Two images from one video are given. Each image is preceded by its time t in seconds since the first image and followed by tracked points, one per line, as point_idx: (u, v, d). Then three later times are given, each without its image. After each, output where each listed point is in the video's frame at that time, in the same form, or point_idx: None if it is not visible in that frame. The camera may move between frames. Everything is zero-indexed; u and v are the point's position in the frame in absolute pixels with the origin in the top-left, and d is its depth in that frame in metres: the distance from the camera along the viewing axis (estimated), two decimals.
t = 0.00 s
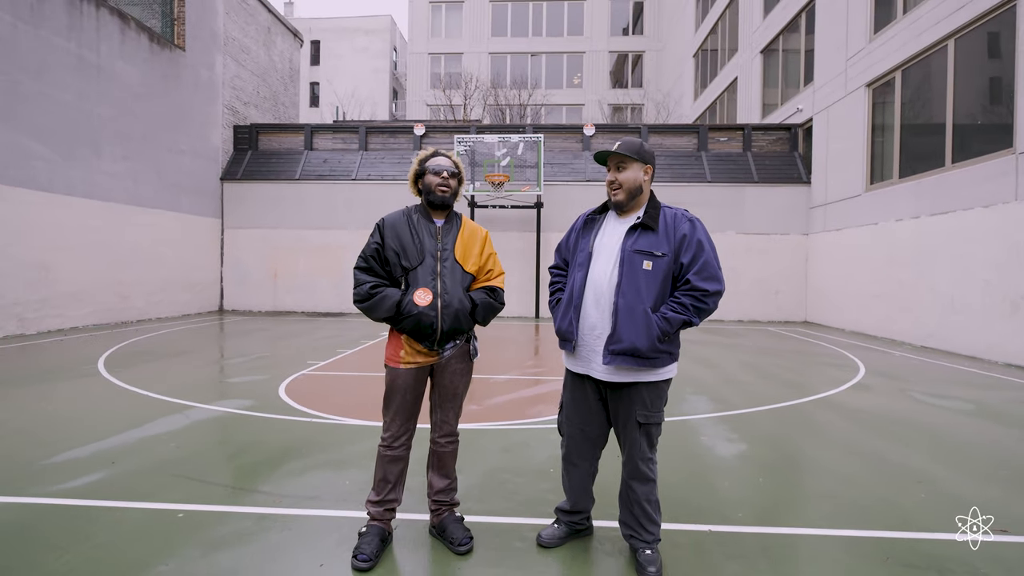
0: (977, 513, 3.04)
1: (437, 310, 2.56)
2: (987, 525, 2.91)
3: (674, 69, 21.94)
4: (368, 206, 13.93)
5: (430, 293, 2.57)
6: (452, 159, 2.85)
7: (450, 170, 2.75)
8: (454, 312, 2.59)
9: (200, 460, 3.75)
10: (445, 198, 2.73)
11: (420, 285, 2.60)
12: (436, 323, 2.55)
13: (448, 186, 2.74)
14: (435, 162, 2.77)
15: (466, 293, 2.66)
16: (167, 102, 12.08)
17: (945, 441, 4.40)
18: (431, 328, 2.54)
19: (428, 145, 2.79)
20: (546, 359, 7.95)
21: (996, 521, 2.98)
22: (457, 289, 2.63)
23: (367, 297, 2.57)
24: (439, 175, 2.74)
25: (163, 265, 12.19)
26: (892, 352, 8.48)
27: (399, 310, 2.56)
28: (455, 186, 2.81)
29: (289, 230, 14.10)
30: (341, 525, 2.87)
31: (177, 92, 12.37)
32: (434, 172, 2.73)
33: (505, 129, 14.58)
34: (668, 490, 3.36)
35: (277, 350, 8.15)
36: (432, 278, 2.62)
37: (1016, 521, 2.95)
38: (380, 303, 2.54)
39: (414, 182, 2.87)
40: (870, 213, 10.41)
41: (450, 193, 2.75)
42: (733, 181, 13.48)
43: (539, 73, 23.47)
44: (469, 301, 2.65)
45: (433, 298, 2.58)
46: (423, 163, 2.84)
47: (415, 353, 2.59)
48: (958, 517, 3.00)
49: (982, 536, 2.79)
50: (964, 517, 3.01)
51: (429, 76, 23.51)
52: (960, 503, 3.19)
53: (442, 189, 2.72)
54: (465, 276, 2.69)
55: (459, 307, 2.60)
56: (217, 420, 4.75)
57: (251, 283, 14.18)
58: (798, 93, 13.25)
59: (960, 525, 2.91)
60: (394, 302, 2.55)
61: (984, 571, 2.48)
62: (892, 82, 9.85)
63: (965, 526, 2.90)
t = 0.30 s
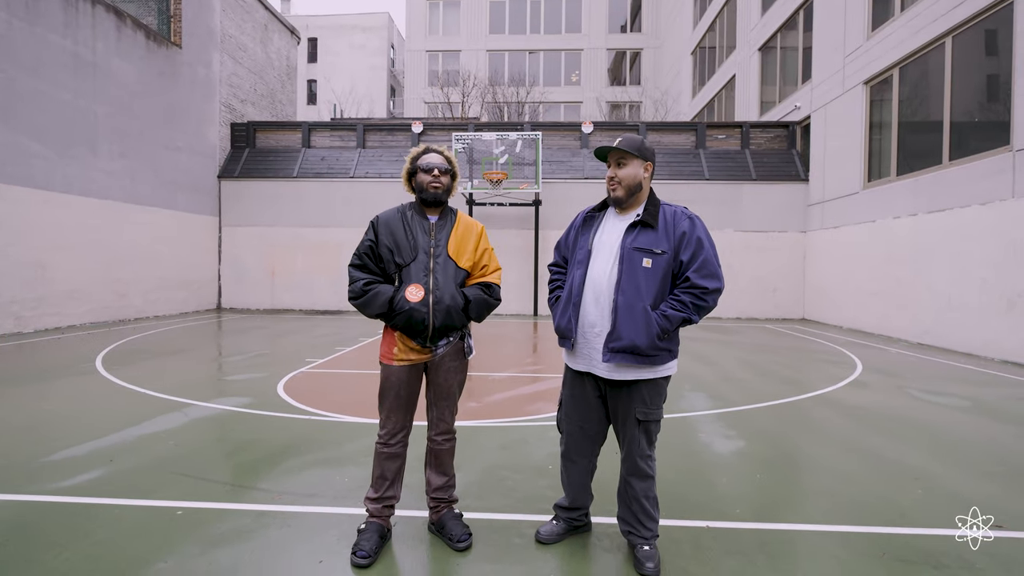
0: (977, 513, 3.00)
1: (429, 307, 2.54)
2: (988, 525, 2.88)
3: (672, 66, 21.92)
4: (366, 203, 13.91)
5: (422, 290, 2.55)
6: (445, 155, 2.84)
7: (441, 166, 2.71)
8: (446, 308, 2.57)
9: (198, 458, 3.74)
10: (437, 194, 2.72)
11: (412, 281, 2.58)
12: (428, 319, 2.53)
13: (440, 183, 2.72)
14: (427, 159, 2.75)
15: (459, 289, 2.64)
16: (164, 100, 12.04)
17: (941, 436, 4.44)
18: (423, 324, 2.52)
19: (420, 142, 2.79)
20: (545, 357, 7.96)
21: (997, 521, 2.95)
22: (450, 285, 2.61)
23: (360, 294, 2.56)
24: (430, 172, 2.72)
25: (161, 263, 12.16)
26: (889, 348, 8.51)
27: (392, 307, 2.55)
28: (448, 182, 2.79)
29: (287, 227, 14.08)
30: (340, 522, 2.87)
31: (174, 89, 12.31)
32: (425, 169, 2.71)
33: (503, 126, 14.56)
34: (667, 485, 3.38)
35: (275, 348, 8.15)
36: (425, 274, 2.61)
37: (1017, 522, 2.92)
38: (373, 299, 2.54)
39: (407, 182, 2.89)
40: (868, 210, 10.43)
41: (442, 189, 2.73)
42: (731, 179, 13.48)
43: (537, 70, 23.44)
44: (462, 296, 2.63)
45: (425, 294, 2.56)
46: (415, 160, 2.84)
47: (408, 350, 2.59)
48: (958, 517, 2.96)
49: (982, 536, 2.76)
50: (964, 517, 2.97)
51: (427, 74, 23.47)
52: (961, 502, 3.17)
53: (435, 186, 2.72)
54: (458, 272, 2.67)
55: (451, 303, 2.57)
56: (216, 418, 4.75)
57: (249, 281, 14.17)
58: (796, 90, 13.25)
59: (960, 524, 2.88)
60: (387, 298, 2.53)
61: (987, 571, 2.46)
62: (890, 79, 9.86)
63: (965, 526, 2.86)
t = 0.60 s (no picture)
0: (977, 513, 2.94)
1: (415, 295, 2.52)
2: (988, 525, 2.81)
3: (670, 61, 21.85)
4: (363, 199, 13.87)
5: (407, 279, 2.54)
6: (438, 148, 2.81)
7: (432, 159, 2.69)
8: (432, 296, 2.54)
9: (197, 455, 3.74)
10: (429, 188, 2.70)
11: (399, 272, 2.57)
12: (414, 308, 2.51)
13: (432, 177, 2.70)
14: (418, 152, 2.73)
15: (448, 278, 2.61)
16: (160, 95, 11.97)
17: (938, 430, 4.45)
18: (410, 314, 2.51)
19: (412, 136, 2.77)
20: (543, 352, 7.97)
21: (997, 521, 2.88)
22: (438, 274, 2.58)
23: (351, 287, 2.58)
24: (422, 166, 2.69)
25: (158, 260, 12.12)
26: (886, 342, 8.54)
27: (381, 298, 2.55)
28: (440, 175, 2.76)
29: (285, 223, 14.04)
30: (340, 517, 2.88)
31: (170, 84, 12.24)
32: (416, 163, 2.70)
33: (501, 121, 14.51)
34: (664, 479, 3.40)
35: (274, 344, 8.14)
36: (413, 265, 2.59)
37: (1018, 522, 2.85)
38: (362, 291, 2.55)
39: (401, 177, 2.89)
40: (866, 205, 10.44)
41: (435, 183, 2.71)
42: (730, 174, 13.47)
43: (535, 65, 23.36)
44: (452, 286, 2.60)
45: (411, 284, 2.54)
46: (408, 154, 2.82)
47: (402, 344, 2.58)
48: (958, 517, 2.89)
49: (982, 535, 2.70)
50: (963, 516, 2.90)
51: (425, 69, 23.38)
52: (960, 501, 3.10)
53: (427, 180, 2.69)
54: (449, 262, 2.64)
55: (438, 291, 2.55)
56: (215, 414, 4.75)
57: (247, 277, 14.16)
58: (795, 84, 13.23)
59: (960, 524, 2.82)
60: (375, 289, 2.54)
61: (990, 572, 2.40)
62: (888, 73, 9.84)
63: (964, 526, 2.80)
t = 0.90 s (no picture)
0: (977, 513, 2.94)
1: (412, 303, 2.52)
2: (988, 525, 2.81)
3: (664, 63, 21.94)
4: (359, 202, 13.86)
5: (404, 287, 2.54)
6: (433, 153, 2.81)
7: (427, 164, 2.71)
8: (429, 304, 2.55)
9: (193, 460, 3.73)
10: (423, 193, 2.72)
11: (395, 278, 2.57)
12: (410, 315, 2.51)
13: (426, 181, 2.71)
14: (413, 156, 2.73)
15: (444, 286, 2.62)
16: (155, 99, 11.93)
17: (932, 428, 4.48)
18: (407, 321, 2.51)
19: (406, 140, 2.77)
20: (539, 354, 7.98)
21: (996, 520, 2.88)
22: (433, 282, 2.58)
23: (344, 293, 2.57)
24: (417, 170, 2.70)
25: (152, 264, 12.07)
26: (880, 342, 8.59)
27: (376, 304, 2.55)
28: (434, 180, 2.77)
29: (280, 227, 14.01)
30: (337, 521, 2.88)
31: (163, 88, 12.20)
32: (411, 167, 2.70)
33: (496, 124, 14.54)
34: (662, 479, 3.42)
35: (270, 348, 8.14)
36: (408, 271, 2.60)
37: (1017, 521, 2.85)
38: (357, 297, 2.54)
39: (395, 180, 2.89)
40: (859, 206, 10.51)
41: (428, 188, 2.73)
42: (723, 175, 13.54)
43: (529, 68, 23.42)
44: (447, 293, 2.61)
45: (408, 291, 2.54)
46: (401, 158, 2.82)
47: (397, 349, 2.59)
48: (959, 517, 2.89)
49: (981, 535, 2.71)
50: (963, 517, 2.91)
51: (419, 72, 23.40)
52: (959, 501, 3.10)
53: (420, 184, 2.70)
54: (443, 269, 2.65)
55: (434, 299, 2.56)
56: (212, 419, 4.74)
57: (242, 281, 14.12)
58: (788, 86, 13.32)
59: (960, 524, 2.82)
60: (370, 296, 2.54)
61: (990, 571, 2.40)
62: (880, 75, 9.92)
63: (964, 526, 2.80)
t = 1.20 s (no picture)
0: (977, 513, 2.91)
1: (422, 302, 2.53)
2: (988, 525, 2.78)
3: (661, 63, 21.98)
4: (355, 202, 13.84)
5: (414, 286, 2.54)
6: (437, 155, 2.81)
7: (435, 166, 2.70)
8: (438, 304, 2.57)
9: (190, 460, 3.72)
10: (431, 194, 2.70)
11: (403, 278, 2.56)
12: (420, 314, 2.52)
13: (434, 183, 2.70)
14: (420, 157, 2.72)
15: (450, 287, 2.64)
16: (150, 99, 11.89)
17: (928, 425, 4.50)
18: (415, 320, 2.51)
19: (414, 140, 2.73)
20: (537, 354, 7.99)
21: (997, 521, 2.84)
22: (441, 282, 2.60)
23: (349, 290, 2.53)
24: (425, 171, 2.69)
25: (148, 265, 12.03)
26: (876, 340, 8.63)
27: (382, 303, 2.52)
28: (440, 182, 2.77)
29: (277, 227, 13.99)
30: (336, 520, 2.88)
31: (159, 88, 12.15)
32: (419, 168, 2.69)
33: (493, 124, 14.55)
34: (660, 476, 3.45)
35: (268, 349, 8.12)
36: (415, 271, 2.59)
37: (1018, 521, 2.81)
38: (362, 295, 2.50)
39: (397, 180, 2.86)
40: (854, 205, 10.56)
41: (436, 190, 2.72)
42: (720, 174, 13.57)
43: (526, 67, 23.43)
44: (452, 294, 2.64)
45: (417, 290, 2.54)
46: (406, 158, 2.79)
47: (400, 348, 2.58)
48: (959, 518, 2.86)
49: (982, 536, 2.67)
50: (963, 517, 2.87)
51: (416, 72, 23.39)
52: (959, 501, 3.08)
53: (428, 186, 2.69)
54: (448, 270, 2.67)
55: (443, 299, 2.58)
56: (209, 419, 4.73)
57: (238, 282, 14.09)
58: (784, 86, 13.37)
59: (960, 525, 2.78)
60: (377, 294, 2.51)
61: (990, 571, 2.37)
62: (875, 74, 9.97)
63: (965, 526, 2.77)
